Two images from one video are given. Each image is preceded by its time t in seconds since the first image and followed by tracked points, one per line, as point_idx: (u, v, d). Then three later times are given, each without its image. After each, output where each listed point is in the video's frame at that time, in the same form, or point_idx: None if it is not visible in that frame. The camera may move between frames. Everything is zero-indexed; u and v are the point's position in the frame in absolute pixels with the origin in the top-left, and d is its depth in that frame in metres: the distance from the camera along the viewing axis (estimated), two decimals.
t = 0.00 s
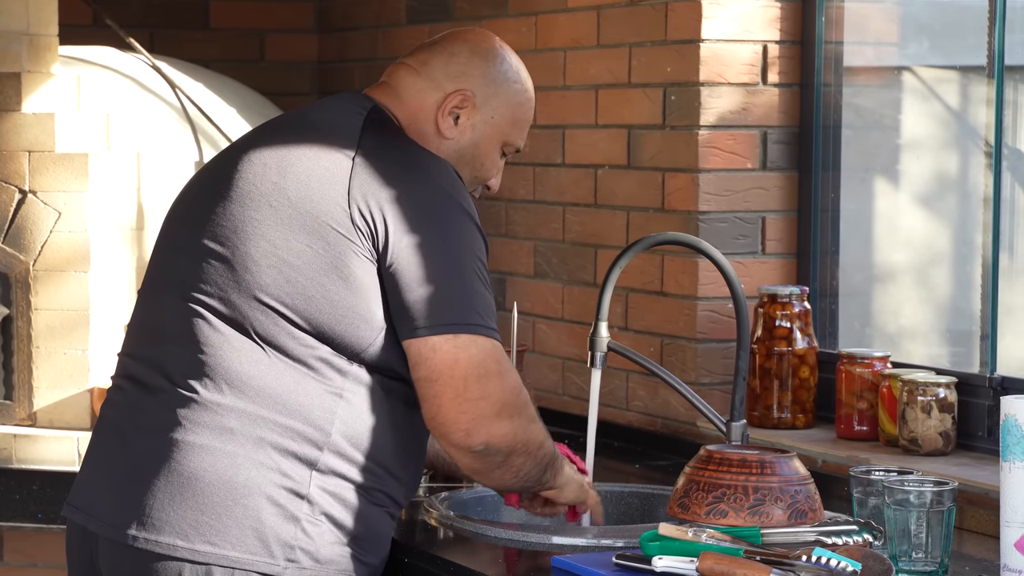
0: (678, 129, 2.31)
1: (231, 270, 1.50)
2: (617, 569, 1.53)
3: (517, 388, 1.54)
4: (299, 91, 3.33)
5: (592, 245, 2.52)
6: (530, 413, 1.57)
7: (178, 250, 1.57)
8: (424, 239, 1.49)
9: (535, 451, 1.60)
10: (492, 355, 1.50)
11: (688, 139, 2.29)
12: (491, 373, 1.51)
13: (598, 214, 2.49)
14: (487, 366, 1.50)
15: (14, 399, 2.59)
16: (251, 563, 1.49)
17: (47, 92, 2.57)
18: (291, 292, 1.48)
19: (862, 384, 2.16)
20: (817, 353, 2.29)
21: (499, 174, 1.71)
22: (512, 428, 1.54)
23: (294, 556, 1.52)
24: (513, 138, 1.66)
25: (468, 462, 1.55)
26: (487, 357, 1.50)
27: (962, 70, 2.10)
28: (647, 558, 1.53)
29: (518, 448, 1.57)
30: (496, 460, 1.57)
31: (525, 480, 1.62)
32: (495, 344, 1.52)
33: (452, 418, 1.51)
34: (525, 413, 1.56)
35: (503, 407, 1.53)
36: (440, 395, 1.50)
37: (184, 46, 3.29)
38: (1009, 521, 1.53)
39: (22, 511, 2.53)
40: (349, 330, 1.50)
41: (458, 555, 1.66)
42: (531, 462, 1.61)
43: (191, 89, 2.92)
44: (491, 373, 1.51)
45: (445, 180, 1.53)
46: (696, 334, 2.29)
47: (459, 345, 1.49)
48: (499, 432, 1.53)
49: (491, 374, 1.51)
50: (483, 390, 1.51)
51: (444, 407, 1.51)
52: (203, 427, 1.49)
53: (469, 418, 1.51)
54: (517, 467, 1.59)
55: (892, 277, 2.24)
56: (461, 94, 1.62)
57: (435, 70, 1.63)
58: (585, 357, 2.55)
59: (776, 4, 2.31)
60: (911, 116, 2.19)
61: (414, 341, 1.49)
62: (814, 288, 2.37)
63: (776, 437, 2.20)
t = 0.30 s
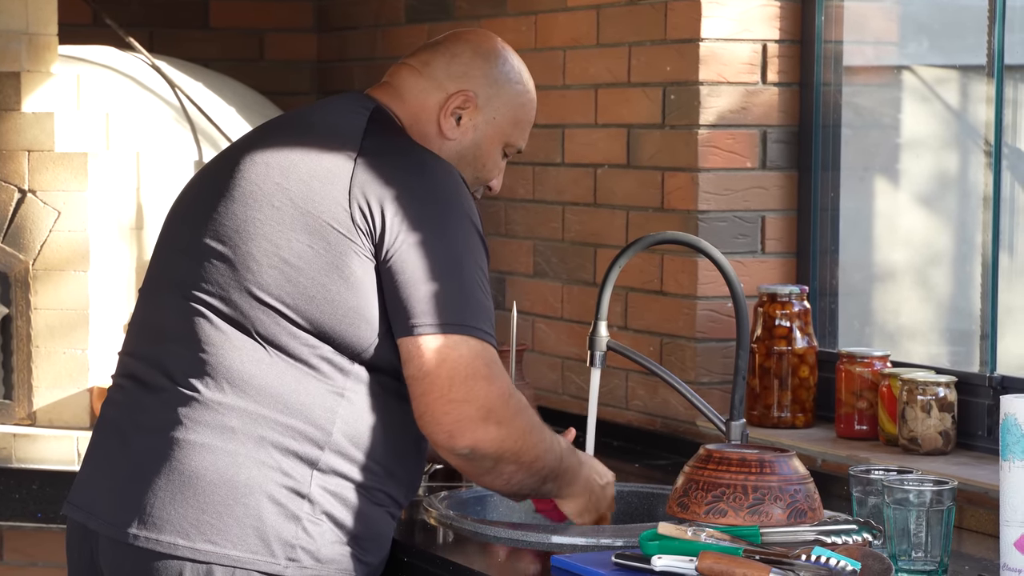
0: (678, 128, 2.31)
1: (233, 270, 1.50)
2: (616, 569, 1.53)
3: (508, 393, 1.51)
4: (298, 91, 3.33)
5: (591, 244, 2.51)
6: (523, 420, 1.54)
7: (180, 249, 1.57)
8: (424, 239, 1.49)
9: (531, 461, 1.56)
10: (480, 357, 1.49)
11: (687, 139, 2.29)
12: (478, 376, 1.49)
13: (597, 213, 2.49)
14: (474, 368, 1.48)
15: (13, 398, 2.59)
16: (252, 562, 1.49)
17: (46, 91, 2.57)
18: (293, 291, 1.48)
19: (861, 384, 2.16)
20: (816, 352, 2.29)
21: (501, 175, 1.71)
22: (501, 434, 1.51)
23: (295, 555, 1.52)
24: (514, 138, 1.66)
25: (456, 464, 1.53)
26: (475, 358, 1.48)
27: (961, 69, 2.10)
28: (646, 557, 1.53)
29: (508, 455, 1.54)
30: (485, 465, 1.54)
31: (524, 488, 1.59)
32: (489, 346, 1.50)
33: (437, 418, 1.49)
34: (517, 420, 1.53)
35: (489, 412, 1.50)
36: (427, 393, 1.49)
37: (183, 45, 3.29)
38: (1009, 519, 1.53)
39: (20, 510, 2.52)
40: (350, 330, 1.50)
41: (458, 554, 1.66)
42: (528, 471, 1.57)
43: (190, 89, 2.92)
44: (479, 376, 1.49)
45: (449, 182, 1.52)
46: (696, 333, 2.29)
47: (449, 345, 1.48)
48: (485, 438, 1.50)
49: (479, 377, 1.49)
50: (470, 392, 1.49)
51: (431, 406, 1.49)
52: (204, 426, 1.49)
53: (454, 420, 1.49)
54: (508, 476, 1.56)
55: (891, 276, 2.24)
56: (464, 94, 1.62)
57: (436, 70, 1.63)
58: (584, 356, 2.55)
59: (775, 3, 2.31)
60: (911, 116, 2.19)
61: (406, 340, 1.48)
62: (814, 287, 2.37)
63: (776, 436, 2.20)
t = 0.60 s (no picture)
0: (680, 127, 2.31)
1: (236, 270, 1.50)
2: (618, 569, 1.52)
3: (517, 406, 1.56)
4: (300, 91, 3.33)
5: (593, 243, 2.51)
6: (527, 435, 1.59)
7: (182, 248, 1.57)
8: (433, 240, 1.49)
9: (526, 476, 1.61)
10: (494, 368, 1.52)
11: (690, 138, 2.28)
12: (489, 387, 1.53)
13: (599, 212, 2.49)
14: (486, 377, 1.52)
15: (15, 398, 2.59)
16: (252, 562, 1.49)
17: (48, 91, 2.57)
18: (297, 292, 1.49)
19: (863, 383, 2.16)
20: (819, 352, 2.28)
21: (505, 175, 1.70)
22: (504, 443, 1.56)
23: (295, 554, 1.52)
24: (518, 138, 1.66)
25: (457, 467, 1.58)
26: (489, 369, 1.52)
27: (964, 68, 2.10)
28: (648, 557, 1.53)
29: (506, 467, 1.59)
30: (483, 471, 1.59)
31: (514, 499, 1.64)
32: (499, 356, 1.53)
33: (447, 423, 1.53)
34: (522, 432, 1.58)
35: (497, 422, 1.55)
36: (440, 400, 1.52)
37: (185, 44, 3.29)
38: (1011, 519, 1.53)
39: (23, 509, 2.51)
40: (356, 331, 1.51)
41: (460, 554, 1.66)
42: (523, 484, 1.62)
43: (191, 88, 2.92)
44: (490, 388, 1.53)
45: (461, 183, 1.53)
46: (698, 333, 2.29)
47: (469, 352, 1.51)
48: (488, 446, 1.55)
49: (490, 388, 1.53)
50: (481, 403, 1.53)
51: (442, 413, 1.53)
52: (205, 425, 1.49)
53: (462, 427, 1.53)
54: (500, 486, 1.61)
55: (894, 275, 2.24)
56: (467, 94, 1.62)
57: (440, 70, 1.63)
58: (586, 356, 2.55)
59: (777, 2, 2.31)
60: (914, 115, 2.19)
61: (423, 345, 1.50)
62: (816, 287, 2.37)
63: (778, 436, 2.20)
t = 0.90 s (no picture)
0: (685, 127, 2.30)
1: (244, 269, 1.50)
2: (623, 569, 1.52)
3: (519, 412, 1.61)
4: (305, 90, 3.33)
5: (598, 243, 2.51)
6: (527, 441, 1.63)
7: (188, 247, 1.56)
8: (447, 242, 1.51)
9: (522, 482, 1.66)
10: (500, 373, 1.56)
11: (695, 138, 2.28)
12: (494, 392, 1.57)
13: (604, 212, 2.49)
14: (491, 380, 1.56)
15: (21, 397, 2.59)
16: (258, 561, 1.49)
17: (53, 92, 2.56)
18: (305, 292, 1.49)
19: (869, 383, 2.16)
20: (824, 352, 2.28)
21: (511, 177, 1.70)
22: (501, 445, 1.61)
23: (301, 554, 1.51)
24: (524, 140, 1.66)
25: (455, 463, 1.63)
26: (495, 375, 1.56)
27: (969, 68, 2.09)
28: (653, 557, 1.52)
29: (500, 469, 1.63)
30: (478, 469, 1.64)
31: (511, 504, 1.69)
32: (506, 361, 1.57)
33: (449, 420, 1.58)
34: (522, 436, 1.62)
35: (495, 423, 1.59)
36: (447, 400, 1.57)
37: (189, 43, 3.29)
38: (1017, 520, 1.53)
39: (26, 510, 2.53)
40: (364, 330, 1.51)
41: (463, 554, 1.66)
42: (520, 489, 1.67)
43: (196, 88, 2.92)
44: (494, 393, 1.57)
45: (474, 185, 1.54)
46: (703, 333, 2.28)
47: (482, 357, 1.55)
48: (485, 445, 1.60)
49: (495, 393, 1.57)
50: (485, 407, 1.58)
51: (447, 413, 1.58)
52: (212, 425, 1.49)
53: (463, 427, 1.58)
54: (494, 486, 1.66)
55: (900, 275, 2.23)
56: (473, 96, 1.62)
57: (445, 72, 1.63)
58: (591, 355, 2.54)
59: (783, 2, 2.30)
60: (920, 115, 2.19)
61: (438, 349, 1.54)
62: (822, 287, 2.36)
63: (783, 436, 2.20)
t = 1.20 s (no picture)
0: (691, 128, 2.30)
1: (248, 269, 1.50)
2: (628, 570, 1.52)
3: (523, 408, 1.59)
4: (311, 91, 3.33)
5: (604, 244, 2.51)
6: (531, 437, 1.61)
7: (194, 247, 1.57)
8: (452, 241, 1.50)
9: (527, 477, 1.64)
10: (504, 369, 1.55)
11: (701, 139, 2.28)
12: (499, 388, 1.55)
13: (610, 213, 2.49)
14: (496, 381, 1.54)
15: (27, 399, 2.59)
16: (261, 562, 1.49)
17: (59, 91, 2.57)
18: (310, 292, 1.49)
19: (875, 385, 2.15)
20: (830, 353, 2.27)
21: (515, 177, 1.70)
22: (506, 443, 1.59)
23: (304, 555, 1.51)
24: (528, 139, 1.66)
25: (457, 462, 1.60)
26: (499, 371, 1.54)
27: (976, 69, 2.09)
28: (659, 559, 1.52)
29: (505, 467, 1.62)
30: (481, 468, 1.61)
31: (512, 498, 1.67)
32: (508, 356, 1.55)
33: (454, 422, 1.56)
34: (526, 433, 1.60)
35: (500, 423, 1.57)
36: (449, 397, 1.55)
37: (195, 45, 3.29)
38: None
39: (33, 510, 2.54)
40: (368, 330, 1.51)
41: (466, 554, 1.67)
42: (524, 485, 1.65)
43: (202, 89, 2.93)
44: (499, 389, 1.56)
45: (481, 183, 1.53)
46: (709, 334, 2.28)
47: (484, 351, 1.53)
48: (491, 444, 1.58)
49: (499, 390, 1.56)
50: (490, 404, 1.56)
51: (451, 411, 1.55)
52: (216, 426, 1.49)
53: (469, 425, 1.56)
54: (497, 483, 1.64)
55: (906, 276, 2.23)
56: (477, 95, 1.61)
57: (450, 71, 1.63)
58: (597, 357, 2.54)
59: (789, 3, 2.30)
60: (926, 115, 2.18)
61: (441, 343, 1.52)
62: (828, 288, 2.36)
63: (789, 438, 2.19)
